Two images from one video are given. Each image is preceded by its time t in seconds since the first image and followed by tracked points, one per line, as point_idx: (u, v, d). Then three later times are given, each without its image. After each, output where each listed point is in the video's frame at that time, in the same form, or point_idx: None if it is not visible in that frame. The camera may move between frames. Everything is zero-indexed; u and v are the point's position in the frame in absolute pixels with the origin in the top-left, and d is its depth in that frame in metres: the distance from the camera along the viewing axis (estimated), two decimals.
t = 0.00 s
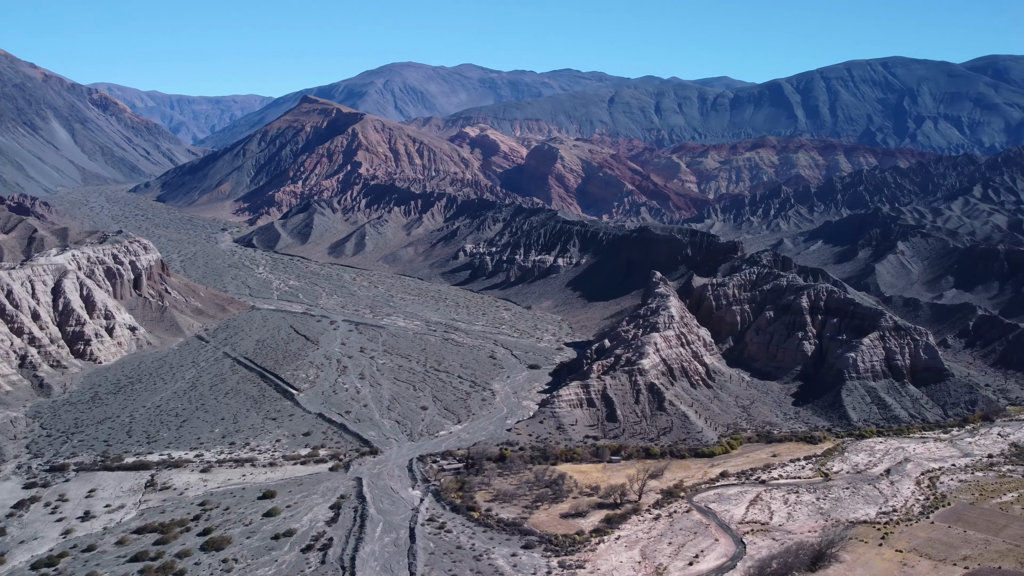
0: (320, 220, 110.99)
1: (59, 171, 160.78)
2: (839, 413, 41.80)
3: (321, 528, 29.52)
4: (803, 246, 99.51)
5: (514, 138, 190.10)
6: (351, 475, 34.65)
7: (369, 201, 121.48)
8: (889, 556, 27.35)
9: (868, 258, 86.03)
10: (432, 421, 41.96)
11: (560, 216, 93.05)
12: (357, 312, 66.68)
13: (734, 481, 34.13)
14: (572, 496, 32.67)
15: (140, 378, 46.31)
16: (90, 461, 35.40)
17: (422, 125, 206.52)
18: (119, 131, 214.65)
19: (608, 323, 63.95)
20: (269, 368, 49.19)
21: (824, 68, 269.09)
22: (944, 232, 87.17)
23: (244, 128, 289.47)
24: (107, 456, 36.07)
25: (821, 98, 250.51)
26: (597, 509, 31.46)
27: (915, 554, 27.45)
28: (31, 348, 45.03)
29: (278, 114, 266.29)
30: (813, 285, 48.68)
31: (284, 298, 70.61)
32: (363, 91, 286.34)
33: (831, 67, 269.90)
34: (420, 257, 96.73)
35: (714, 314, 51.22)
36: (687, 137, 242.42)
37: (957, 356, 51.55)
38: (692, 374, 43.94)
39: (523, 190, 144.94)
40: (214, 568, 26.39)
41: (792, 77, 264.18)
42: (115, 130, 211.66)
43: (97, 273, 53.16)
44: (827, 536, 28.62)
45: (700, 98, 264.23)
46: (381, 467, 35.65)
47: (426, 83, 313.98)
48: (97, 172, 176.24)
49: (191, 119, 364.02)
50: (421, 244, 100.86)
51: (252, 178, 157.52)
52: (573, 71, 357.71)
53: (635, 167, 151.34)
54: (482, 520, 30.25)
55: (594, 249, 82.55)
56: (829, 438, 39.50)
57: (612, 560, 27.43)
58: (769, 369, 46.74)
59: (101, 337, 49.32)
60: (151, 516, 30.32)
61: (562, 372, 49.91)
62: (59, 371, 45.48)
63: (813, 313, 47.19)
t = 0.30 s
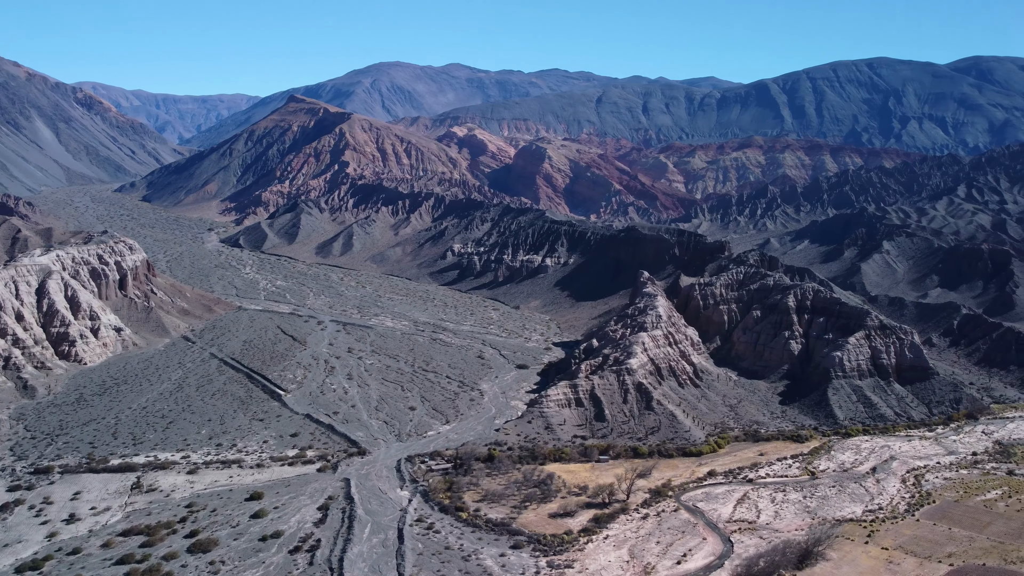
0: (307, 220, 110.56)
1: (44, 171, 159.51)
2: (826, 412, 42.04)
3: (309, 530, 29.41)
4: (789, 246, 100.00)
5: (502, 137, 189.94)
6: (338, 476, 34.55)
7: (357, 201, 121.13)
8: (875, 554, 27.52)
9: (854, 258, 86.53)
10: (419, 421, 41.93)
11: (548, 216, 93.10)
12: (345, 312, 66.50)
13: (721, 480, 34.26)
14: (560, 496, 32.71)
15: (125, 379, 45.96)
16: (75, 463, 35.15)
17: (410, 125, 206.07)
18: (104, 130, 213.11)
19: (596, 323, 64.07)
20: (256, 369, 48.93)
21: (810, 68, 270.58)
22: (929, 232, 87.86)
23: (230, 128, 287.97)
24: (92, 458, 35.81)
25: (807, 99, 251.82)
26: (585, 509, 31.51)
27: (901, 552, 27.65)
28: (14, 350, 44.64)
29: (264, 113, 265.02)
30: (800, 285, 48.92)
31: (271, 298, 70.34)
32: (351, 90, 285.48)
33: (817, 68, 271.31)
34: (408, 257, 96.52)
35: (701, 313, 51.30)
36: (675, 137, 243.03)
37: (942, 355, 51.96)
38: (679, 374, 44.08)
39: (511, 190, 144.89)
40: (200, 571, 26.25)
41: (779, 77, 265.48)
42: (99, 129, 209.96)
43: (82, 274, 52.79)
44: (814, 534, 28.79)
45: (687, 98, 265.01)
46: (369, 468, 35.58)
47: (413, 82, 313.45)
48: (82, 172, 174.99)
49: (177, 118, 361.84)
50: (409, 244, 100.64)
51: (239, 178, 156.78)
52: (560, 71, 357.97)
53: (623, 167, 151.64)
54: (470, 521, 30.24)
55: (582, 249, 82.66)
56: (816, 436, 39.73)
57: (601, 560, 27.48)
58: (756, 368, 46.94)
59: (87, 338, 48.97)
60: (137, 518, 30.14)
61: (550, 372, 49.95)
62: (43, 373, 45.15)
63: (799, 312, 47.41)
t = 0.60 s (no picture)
0: (295, 219, 110.16)
1: (29, 171, 158.35)
2: (813, 411, 42.29)
3: (297, 531, 29.30)
4: (777, 246, 100.45)
5: (490, 137, 189.65)
6: (327, 477, 34.45)
7: (345, 201, 120.79)
8: (862, 552, 27.69)
9: (840, 258, 86.97)
10: (408, 422, 41.86)
11: (537, 216, 93.13)
12: (334, 313, 66.33)
13: (709, 479, 34.37)
14: (549, 496, 32.76)
15: (112, 381, 45.64)
16: (60, 465, 34.89)
17: (398, 125, 205.61)
18: (89, 130, 211.59)
19: (585, 322, 64.15)
20: (244, 370, 48.69)
21: (797, 69, 271.88)
22: (914, 231, 88.52)
23: (217, 127, 286.68)
24: (78, 460, 35.55)
25: (794, 99, 252.97)
26: (574, 509, 31.56)
27: (887, 549, 27.81)
28: None
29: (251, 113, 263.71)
30: (787, 284, 49.11)
31: (259, 298, 70.07)
32: (338, 90, 284.71)
33: (804, 68, 272.69)
34: (396, 257, 96.36)
35: (690, 313, 51.34)
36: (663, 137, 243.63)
37: (928, 354, 52.29)
38: (668, 373, 44.21)
39: (499, 190, 144.81)
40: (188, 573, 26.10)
41: (766, 77, 266.63)
42: (85, 129, 208.55)
43: (67, 275, 52.38)
44: (802, 533, 28.93)
45: (675, 98, 265.69)
46: (358, 469, 35.49)
47: (401, 82, 312.87)
48: (67, 172, 173.74)
49: (164, 118, 359.76)
50: (397, 244, 100.43)
51: (226, 178, 156.04)
52: (549, 71, 358.16)
53: (611, 167, 151.96)
54: (459, 521, 30.23)
55: (570, 249, 82.72)
56: (803, 435, 39.93)
57: (590, 559, 27.51)
58: (744, 368, 47.13)
59: (72, 339, 48.60)
60: (124, 520, 29.93)
61: (539, 372, 49.96)
62: (28, 375, 44.79)
63: (786, 311, 47.61)
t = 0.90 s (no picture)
0: (282, 220, 109.76)
1: (12, 171, 157.03)
2: (799, 410, 42.50)
3: (285, 533, 29.18)
4: (764, 245, 100.89)
5: (477, 137, 189.58)
6: (315, 478, 34.35)
7: (332, 201, 120.42)
8: (848, 550, 27.87)
9: (827, 257, 87.43)
10: (396, 422, 41.79)
11: (525, 216, 93.18)
12: (321, 313, 66.12)
13: (697, 478, 34.50)
14: (537, 496, 32.78)
15: (97, 382, 45.33)
16: (45, 468, 34.61)
17: (385, 125, 205.18)
18: (74, 129, 209.96)
19: (573, 322, 64.25)
20: (231, 371, 48.47)
21: (783, 69, 273.41)
22: (900, 231, 89.17)
23: (203, 126, 285.16)
24: (63, 462, 35.30)
25: (780, 99, 254.35)
26: (562, 508, 31.60)
27: (873, 547, 28.00)
28: None
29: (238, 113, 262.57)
30: (774, 283, 49.35)
31: (246, 299, 69.79)
32: (325, 90, 283.71)
33: (790, 69, 274.20)
34: (384, 257, 96.17)
35: (677, 312, 51.47)
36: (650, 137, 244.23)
37: (913, 353, 52.66)
38: (655, 372, 44.33)
39: (487, 190, 144.79)
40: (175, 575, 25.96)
41: (752, 78, 267.92)
42: (69, 128, 206.90)
43: (51, 276, 51.99)
44: (788, 531, 29.10)
45: (663, 98, 266.32)
46: (346, 470, 35.38)
47: (389, 81, 312.28)
48: (51, 171, 172.41)
49: (149, 117, 357.41)
50: (385, 244, 100.23)
51: (212, 178, 155.31)
52: (536, 71, 358.37)
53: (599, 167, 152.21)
54: (447, 521, 30.20)
55: (558, 249, 82.80)
56: (790, 434, 40.14)
57: (578, 559, 27.56)
58: (731, 367, 47.32)
59: (56, 340, 48.22)
60: (110, 523, 29.72)
61: (527, 372, 49.98)
62: (11, 376, 44.42)
63: (773, 311, 47.84)
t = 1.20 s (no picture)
0: (269, 220, 109.29)
1: None
2: (786, 409, 42.70)
3: (274, 534, 29.07)
4: (751, 245, 101.29)
5: (465, 137, 189.34)
6: (303, 479, 34.23)
7: (320, 201, 119.99)
8: (836, 548, 28.01)
9: (813, 257, 87.87)
10: (385, 422, 41.75)
11: (513, 215, 93.14)
12: (309, 313, 65.88)
13: (686, 477, 34.63)
14: (526, 496, 32.78)
15: (82, 384, 44.98)
16: (30, 470, 34.33)
17: (373, 125, 204.66)
18: (58, 129, 208.30)
19: (561, 322, 64.30)
20: (218, 372, 48.24)
21: (770, 69, 274.63)
22: (886, 231, 89.75)
23: (190, 126, 283.54)
24: (48, 465, 35.01)
25: (767, 99, 255.43)
26: (551, 508, 31.63)
27: (860, 545, 28.18)
28: None
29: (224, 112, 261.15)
30: (761, 283, 49.56)
31: (233, 299, 69.44)
32: (313, 89, 282.61)
33: (777, 69, 275.36)
34: (372, 257, 95.93)
35: (665, 312, 51.58)
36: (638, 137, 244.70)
37: (899, 352, 52.99)
38: (644, 372, 44.41)
39: (475, 189, 144.67)
40: None
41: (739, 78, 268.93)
42: (54, 128, 205.31)
43: (36, 276, 51.57)
44: (776, 529, 29.22)
45: (651, 98, 266.87)
46: (334, 471, 35.26)
47: (377, 81, 311.48)
48: (36, 171, 171.03)
49: (135, 117, 354.98)
50: (373, 244, 99.96)
51: (199, 178, 154.49)
52: (524, 71, 358.42)
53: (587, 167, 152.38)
54: (436, 522, 30.17)
55: (547, 249, 82.85)
56: (777, 433, 40.33)
57: (567, 558, 27.59)
58: (718, 366, 47.49)
59: (42, 342, 47.88)
60: (96, 525, 29.51)
61: (516, 371, 49.97)
62: None
63: (761, 310, 48.05)
